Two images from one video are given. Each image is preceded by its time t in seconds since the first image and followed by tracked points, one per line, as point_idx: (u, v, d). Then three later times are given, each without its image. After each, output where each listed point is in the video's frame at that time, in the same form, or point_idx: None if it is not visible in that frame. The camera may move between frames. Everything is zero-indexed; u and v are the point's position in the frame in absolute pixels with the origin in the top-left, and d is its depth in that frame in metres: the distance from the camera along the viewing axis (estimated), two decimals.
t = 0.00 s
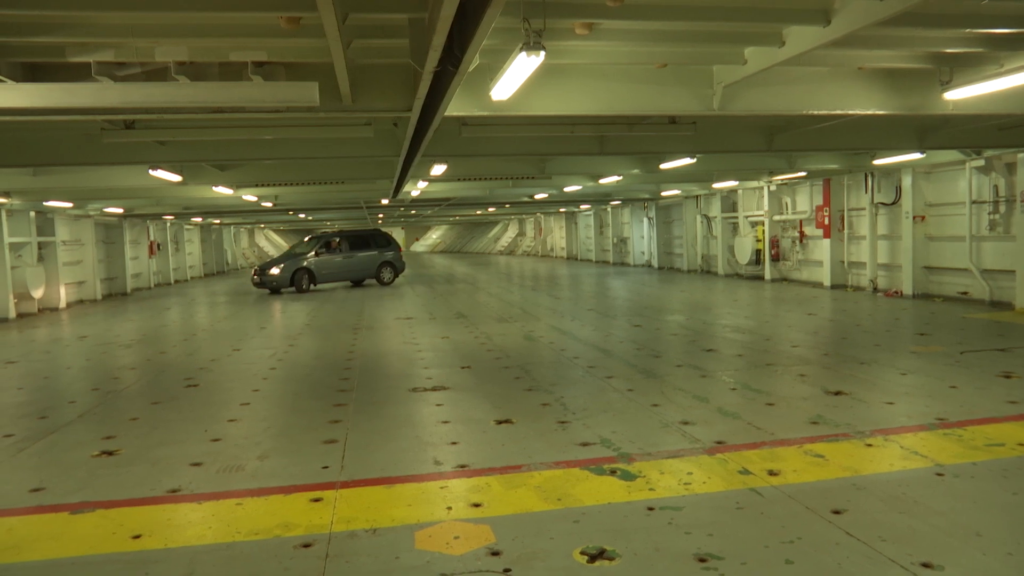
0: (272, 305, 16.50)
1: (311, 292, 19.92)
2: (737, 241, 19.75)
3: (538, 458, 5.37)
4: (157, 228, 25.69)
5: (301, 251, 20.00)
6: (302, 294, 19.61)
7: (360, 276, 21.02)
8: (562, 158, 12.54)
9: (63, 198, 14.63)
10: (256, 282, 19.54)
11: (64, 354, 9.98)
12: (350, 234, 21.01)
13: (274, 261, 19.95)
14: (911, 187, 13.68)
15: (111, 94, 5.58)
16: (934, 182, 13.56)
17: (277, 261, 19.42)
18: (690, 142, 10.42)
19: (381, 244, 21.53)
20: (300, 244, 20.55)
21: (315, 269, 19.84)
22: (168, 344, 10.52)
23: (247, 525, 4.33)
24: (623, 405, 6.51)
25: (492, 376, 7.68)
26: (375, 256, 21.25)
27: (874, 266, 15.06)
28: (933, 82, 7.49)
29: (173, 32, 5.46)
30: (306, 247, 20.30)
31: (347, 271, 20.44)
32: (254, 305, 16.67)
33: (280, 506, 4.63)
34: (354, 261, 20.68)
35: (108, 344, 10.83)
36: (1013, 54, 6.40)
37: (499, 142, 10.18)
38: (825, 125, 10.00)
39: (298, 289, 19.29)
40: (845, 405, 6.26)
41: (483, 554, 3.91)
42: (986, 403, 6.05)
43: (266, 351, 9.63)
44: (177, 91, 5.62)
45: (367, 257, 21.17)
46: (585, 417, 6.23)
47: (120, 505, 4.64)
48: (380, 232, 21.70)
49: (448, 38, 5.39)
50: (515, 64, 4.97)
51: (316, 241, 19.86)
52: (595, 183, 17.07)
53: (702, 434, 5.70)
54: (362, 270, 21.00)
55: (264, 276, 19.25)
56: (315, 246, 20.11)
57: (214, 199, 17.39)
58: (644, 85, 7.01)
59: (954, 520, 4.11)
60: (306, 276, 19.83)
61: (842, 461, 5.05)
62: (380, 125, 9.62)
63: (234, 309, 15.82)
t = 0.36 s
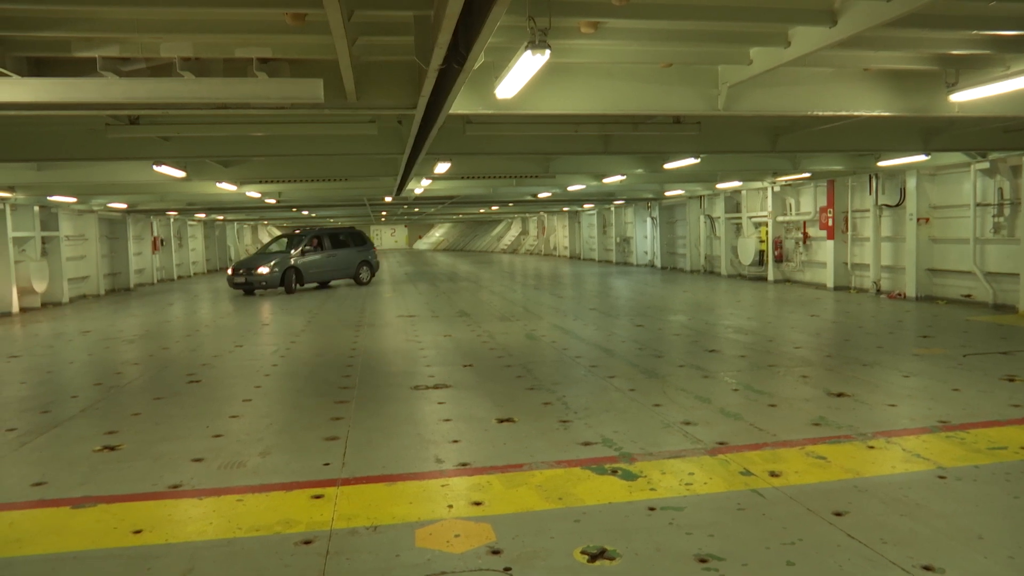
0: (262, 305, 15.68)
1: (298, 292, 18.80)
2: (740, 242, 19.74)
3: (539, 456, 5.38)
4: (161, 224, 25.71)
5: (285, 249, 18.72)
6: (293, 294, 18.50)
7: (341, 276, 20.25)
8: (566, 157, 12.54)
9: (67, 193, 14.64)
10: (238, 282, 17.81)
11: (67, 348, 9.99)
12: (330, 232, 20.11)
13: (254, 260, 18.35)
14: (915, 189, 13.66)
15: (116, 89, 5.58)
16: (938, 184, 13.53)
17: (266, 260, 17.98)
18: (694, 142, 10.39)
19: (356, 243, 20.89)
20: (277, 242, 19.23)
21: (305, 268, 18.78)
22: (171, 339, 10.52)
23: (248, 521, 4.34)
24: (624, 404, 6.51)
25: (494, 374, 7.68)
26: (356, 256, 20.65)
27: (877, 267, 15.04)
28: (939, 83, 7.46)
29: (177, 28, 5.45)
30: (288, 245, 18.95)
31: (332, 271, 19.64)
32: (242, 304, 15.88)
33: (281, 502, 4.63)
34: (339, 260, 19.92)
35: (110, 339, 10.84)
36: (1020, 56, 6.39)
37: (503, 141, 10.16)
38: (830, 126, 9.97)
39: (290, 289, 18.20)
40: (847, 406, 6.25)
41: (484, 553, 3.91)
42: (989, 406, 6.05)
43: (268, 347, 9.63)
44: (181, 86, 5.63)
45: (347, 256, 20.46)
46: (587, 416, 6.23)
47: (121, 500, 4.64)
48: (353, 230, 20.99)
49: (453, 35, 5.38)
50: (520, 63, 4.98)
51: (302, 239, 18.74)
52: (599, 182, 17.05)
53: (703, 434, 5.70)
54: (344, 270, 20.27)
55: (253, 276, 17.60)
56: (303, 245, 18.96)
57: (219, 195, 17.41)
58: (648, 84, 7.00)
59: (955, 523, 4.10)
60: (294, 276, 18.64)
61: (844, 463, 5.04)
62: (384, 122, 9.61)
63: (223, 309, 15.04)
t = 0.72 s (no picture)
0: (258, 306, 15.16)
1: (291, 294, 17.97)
2: (741, 241, 19.74)
3: (539, 456, 5.38)
4: (161, 222, 25.71)
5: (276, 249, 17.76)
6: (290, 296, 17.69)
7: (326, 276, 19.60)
8: (567, 156, 12.53)
9: (67, 191, 14.63)
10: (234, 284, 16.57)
11: (67, 347, 9.99)
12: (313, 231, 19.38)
13: (245, 260, 17.16)
14: (915, 189, 13.66)
15: (115, 88, 5.58)
16: (939, 184, 13.53)
17: (263, 259, 16.94)
18: (695, 141, 10.39)
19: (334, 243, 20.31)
20: (261, 242, 18.20)
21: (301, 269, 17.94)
22: (171, 338, 10.52)
23: (249, 519, 4.34)
24: (624, 403, 6.51)
25: (494, 373, 7.68)
26: (338, 256, 20.10)
27: (877, 266, 15.04)
28: (939, 83, 7.46)
29: (177, 27, 5.45)
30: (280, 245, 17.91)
31: (320, 272, 19.02)
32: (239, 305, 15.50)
33: (281, 501, 4.63)
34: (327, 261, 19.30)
35: (110, 337, 10.84)
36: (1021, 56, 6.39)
37: (503, 140, 10.16)
38: (831, 125, 9.98)
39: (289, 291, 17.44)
40: (847, 405, 6.25)
41: (484, 551, 3.91)
42: (989, 405, 6.05)
43: (269, 346, 9.62)
44: (182, 85, 5.63)
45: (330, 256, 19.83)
46: (587, 415, 6.23)
47: (122, 499, 4.65)
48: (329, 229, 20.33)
49: (454, 34, 5.38)
50: (520, 62, 4.99)
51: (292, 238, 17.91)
52: (600, 181, 17.06)
53: (703, 433, 5.71)
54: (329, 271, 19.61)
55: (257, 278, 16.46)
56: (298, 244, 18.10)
57: (219, 194, 17.41)
58: (649, 83, 7.00)
59: (955, 522, 4.10)
60: (291, 277, 17.70)
61: (844, 462, 5.04)
62: (384, 121, 9.60)
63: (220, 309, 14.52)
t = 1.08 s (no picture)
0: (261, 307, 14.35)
1: (296, 296, 16.88)
2: (739, 239, 19.74)
3: (539, 453, 5.38)
4: (160, 221, 25.67)
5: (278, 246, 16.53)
6: (300, 298, 16.63)
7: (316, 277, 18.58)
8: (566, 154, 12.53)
9: (65, 189, 14.62)
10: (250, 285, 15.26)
11: (66, 345, 9.99)
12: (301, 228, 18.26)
13: (251, 259, 15.79)
14: (914, 187, 13.67)
15: (114, 85, 5.58)
16: (938, 182, 13.54)
17: (275, 258, 15.72)
18: (694, 139, 10.38)
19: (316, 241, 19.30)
20: (256, 239, 16.85)
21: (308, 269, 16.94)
22: (169, 336, 10.51)
23: (248, 517, 4.34)
24: (623, 401, 6.51)
25: (493, 372, 7.67)
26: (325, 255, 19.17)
27: (876, 265, 15.05)
28: (939, 81, 7.46)
29: (176, 24, 5.45)
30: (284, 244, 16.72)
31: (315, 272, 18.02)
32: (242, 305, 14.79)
33: (280, 498, 4.64)
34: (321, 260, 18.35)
35: (109, 335, 10.83)
36: (1020, 55, 6.38)
37: (502, 138, 10.15)
38: (830, 123, 9.97)
39: (300, 293, 16.40)
40: (846, 404, 6.26)
41: (483, 549, 3.91)
42: (988, 404, 6.05)
43: (267, 344, 9.61)
44: (180, 83, 5.63)
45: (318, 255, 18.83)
46: (586, 413, 6.23)
47: (120, 496, 4.65)
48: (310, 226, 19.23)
49: (453, 32, 5.37)
50: (520, 59, 4.99)
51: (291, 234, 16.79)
52: (599, 180, 17.04)
53: (702, 431, 5.71)
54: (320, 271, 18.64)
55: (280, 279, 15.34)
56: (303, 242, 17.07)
57: (218, 192, 17.36)
58: (647, 81, 6.99)
59: (954, 520, 4.11)
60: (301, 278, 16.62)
61: (842, 460, 5.05)
62: (382, 118, 9.59)
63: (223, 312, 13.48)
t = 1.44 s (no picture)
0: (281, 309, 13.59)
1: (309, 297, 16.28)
2: (737, 238, 19.77)
3: (536, 452, 5.38)
4: (157, 218, 25.63)
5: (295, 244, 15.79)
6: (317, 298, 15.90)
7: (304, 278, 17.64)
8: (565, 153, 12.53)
9: (62, 186, 14.58)
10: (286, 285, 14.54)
11: (63, 342, 9.97)
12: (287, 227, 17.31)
13: (276, 259, 14.98)
14: (912, 187, 13.69)
15: (112, 81, 5.57)
16: (935, 182, 13.56)
17: (303, 257, 15.08)
18: (692, 137, 10.38)
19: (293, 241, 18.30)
20: (266, 237, 15.97)
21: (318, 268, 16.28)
22: (166, 333, 10.49)
23: (245, 515, 4.34)
24: (621, 400, 6.51)
25: (491, 370, 7.66)
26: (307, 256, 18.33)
27: (873, 264, 15.08)
28: (937, 81, 7.45)
29: (174, 20, 5.43)
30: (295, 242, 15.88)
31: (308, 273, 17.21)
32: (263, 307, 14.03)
33: (278, 496, 4.63)
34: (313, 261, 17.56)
35: (106, 332, 10.80)
36: (1018, 55, 6.38)
37: (499, 136, 10.13)
38: (829, 122, 9.97)
39: (323, 292, 15.94)
40: (843, 403, 6.27)
41: (481, 547, 3.91)
42: (985, 403, 6.06)
43: (265, 342, 9.60)
44: (178, 80, 5.62)
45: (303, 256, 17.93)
46: (583, 411, 6.23)
47: (117, 494, 4.65)
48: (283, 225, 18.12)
49: (451, 29, 5.37)
50: (519, 57, 5.00)
51: (303, 231, 16.10)
52: (597, 178, 17.02)
53: (700, 430, 5.71)
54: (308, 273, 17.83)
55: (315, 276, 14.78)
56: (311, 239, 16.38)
57: (216, 189, 17.33)
58: (644, 79, 6.98)
59: (951, 519, 4.12)
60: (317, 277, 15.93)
61: (839, 459, 5.06)
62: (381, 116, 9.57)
63: (247, 314, 12.65)
